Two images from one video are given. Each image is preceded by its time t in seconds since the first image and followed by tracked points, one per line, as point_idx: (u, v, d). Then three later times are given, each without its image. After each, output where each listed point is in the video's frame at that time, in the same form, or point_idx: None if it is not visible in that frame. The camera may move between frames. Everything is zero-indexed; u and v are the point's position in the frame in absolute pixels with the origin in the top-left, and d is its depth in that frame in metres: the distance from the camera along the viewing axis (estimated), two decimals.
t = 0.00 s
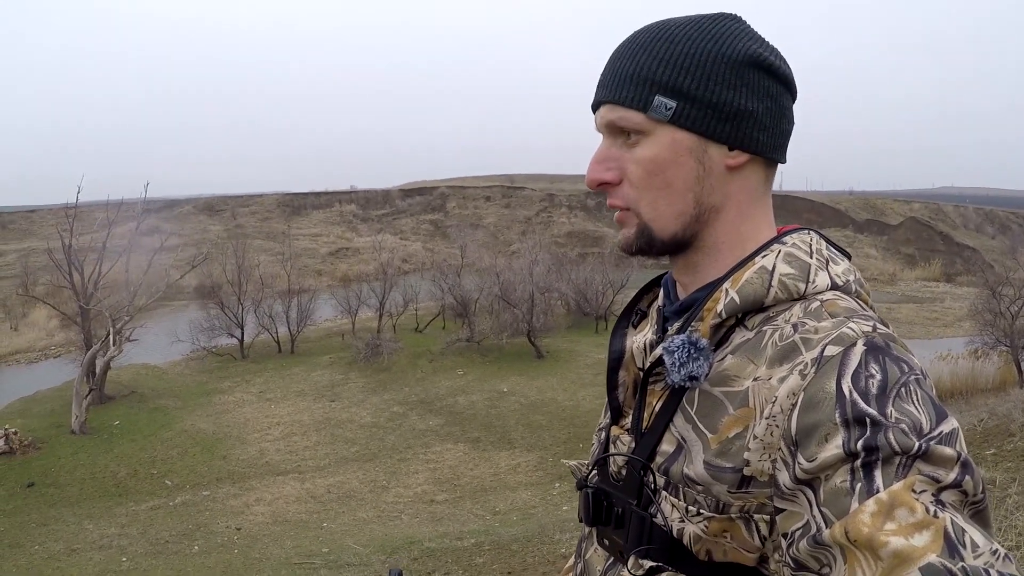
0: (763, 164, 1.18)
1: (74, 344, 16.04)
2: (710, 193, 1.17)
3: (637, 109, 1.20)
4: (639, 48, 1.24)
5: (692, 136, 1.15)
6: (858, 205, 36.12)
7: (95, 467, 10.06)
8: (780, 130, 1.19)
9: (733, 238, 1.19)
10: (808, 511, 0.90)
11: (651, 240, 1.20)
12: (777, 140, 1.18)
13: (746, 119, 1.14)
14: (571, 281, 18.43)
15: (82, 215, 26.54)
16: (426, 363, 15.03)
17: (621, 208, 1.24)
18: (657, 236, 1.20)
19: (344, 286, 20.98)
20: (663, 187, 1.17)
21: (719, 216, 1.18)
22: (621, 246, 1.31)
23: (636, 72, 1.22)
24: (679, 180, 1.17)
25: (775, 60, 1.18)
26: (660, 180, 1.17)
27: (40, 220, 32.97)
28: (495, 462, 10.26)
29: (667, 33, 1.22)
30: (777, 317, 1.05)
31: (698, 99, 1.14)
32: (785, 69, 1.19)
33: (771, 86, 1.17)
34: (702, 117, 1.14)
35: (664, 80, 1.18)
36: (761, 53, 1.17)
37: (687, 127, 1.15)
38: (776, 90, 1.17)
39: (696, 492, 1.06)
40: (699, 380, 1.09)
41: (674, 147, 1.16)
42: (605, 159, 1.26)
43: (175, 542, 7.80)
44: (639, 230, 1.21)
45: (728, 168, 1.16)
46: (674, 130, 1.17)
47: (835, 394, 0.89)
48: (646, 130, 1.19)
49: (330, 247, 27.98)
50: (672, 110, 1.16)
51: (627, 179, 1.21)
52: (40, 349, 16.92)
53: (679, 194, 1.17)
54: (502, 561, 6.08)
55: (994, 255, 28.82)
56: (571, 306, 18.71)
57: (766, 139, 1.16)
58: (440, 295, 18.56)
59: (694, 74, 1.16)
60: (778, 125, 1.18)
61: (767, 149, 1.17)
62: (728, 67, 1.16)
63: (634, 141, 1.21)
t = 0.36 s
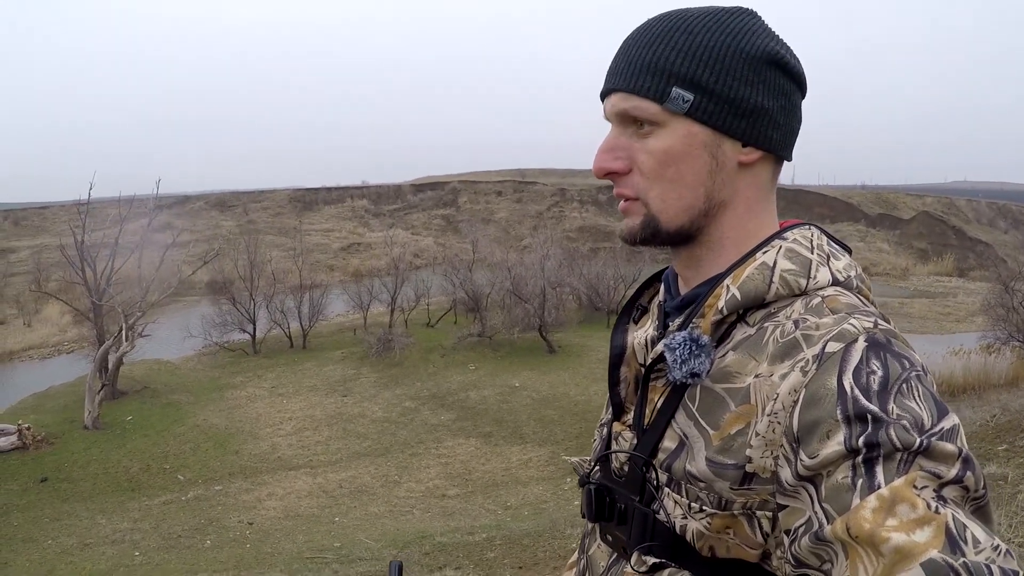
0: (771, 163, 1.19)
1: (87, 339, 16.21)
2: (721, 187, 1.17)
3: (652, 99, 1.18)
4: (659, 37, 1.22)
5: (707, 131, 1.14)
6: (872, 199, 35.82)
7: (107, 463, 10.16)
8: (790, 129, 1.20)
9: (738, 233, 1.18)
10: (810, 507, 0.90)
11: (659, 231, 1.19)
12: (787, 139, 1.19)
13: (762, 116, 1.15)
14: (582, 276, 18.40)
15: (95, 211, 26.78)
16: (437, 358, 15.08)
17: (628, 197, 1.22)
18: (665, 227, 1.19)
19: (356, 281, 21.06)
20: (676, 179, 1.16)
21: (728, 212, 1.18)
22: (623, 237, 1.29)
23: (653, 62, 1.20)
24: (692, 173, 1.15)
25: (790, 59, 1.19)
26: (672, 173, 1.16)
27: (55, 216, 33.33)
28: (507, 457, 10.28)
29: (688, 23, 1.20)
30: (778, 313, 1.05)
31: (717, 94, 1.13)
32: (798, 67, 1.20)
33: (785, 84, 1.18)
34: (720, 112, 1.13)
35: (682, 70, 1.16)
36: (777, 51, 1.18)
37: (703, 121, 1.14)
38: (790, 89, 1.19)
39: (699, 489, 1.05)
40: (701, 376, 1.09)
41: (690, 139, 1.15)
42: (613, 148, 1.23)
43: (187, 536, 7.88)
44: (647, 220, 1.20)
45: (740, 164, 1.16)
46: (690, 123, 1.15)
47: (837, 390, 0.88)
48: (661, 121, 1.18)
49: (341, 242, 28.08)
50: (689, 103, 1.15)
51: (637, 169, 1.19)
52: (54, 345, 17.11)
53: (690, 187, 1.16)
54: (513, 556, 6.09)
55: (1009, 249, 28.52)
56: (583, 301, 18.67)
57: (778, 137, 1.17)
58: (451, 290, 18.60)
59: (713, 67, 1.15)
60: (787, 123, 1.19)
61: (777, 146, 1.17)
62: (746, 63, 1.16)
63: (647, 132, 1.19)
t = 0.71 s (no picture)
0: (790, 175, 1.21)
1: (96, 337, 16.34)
2: (746, 199, 1.18)
3: (689, 109, 1.15)
4: (700, 36, 1.17)
5: (740, 145, 1.14)
6: (881, 193, 35.62)
7: (117, 459, 10.26)
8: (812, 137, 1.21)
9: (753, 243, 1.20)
10: (813, 500, 0.90)
11: (678, 235, 1.20)
12: (808, 149, 1.21)
13: (792, 134, 1.15)
14: (591, 271, 18.39)
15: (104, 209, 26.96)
16: (446, 353, 15.12)
17: (649, 199, 1.21)
18: (686, 233, 1.20)
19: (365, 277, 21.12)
20: (702, 192, 1.16)
21: (748, 222, 1.19)
22: (635, 232, 1.29)
23: (695, 67, 1.15)
24: (719, 186, 1.16)
25: (824, 71, 1.18)
26: (698, 185, 1.16)
27: (66, 214, 33.61)
28: (516, 452, 10.31)
29: (733, 24, 1.15)
30: (783, 308, 1.05)
31: (756, 111, 1.12)
32: (829, 81, 1.20)
33: (816, 98, 1.19)
34: (755, 130, 1.13)
35: (724, 80, 1.13)
36: (815, 64, 1.16)
37: (737, 136, 1.13)
38: (819, 102, 1.19)
39: (704, 483, 1.06)
40: (705, 372, 1.09)
41: (721, 153, 1.15)
42: (637, 148, 1.21)
43: (197, 533, 7.95)
44: (666, 224, 1.21)
45: (765, 178, 1.17)
46: (725, 135, 1.14)
47: (840, 384, 0.89)
48: (695, 130, 1.15)
49: (350, 238, 28.17)
50: (729, 119, 1.12)
51: (662, 174, 1.18)
52: (63, 342, 17.26)
53: (716, 200, 1.16)
54: (523, 551, 6.11)
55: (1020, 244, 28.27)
56: (591, 296, 18.65)
57: (802, 152, 1.19)
58: (459, 286, 18.63)
59: (756, 80, 1.13)
60: (811, 135, 1.20)
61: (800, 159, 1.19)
62: (788, 79, 1.14)
63: (676, 137, 1.17)
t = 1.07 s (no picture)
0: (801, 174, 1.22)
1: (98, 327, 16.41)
2: (765, 197, 1.18)
3: (713, 105, 1.14)
4: (720, 28, 1.17)
5: (761, 142, 1.14)
6: (885, 190, 35.52)
7: (118, 451, 10.31)
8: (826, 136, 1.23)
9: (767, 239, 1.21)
10: (827, 496, 0.91)
11: (694, 234, 1.20)
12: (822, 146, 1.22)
13: (811, 131, 1.17)
14: (594, 264, 18.39)
15: (107, 198, 26.98)
16: (449, 345, 15.15)
17: (665, 197, 1.21)
18: (702, 232, 1.19)
19: (368, 268, 21.15)
20: (723, 189, 1.15)
21: (763, 220, 1.19)
22: (645, 231, 1.29)
23: (717, 60, 1.14)
24: (738, 185, 1.16)
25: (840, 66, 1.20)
26: (718, 183, 1.15)
27: (69, 202, 33.67)
28: (517, 444, 10.35)
29: (756, 17, 1.15)
30: (796, 303, 1.06)
31: (779, 109, 1.13)
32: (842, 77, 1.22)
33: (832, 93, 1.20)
34: (777, 126, 1.13)
35: (748, 77, 1.13)
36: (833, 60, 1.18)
37: (759, 134, 1.14)
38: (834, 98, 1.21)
39: (718, 480, 1.07)
40: (718, 368, 1.10)
41: (741, 150, 1.14)
42: (652, 144, 1.21)
43: (199, 524, 8.00)
44: (681, 222, 1.20)
45: (783, 174, 1.18)
46: (746, 132, 1.14)
47: (853, 380, 0.90)
48: (715, 127, 1.15)
49: (353, 229, 28.18)
50: (752, 115, 1.12)
51: (680, 171, 1.18)
52: (65, 332, 17.33)
53: (734, 199, 1.16)
54: (524, 543, 6.15)
55: None
56: (594, 289, 18.66)
57: (818, 149, 1.20)
58: (462, 278, 18.65)
59: (777, 75, 1.14)
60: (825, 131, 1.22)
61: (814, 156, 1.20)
62: (809, 73, 1.15)
63: (694, 133, 1.17)
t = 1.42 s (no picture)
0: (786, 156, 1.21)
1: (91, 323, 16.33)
2: (750, 173, 1.17)
3: (691, 77, 1.16)
4: (696, 9, 1.21)
5: (739, 114, 1.14)
6: (877, 185, 35.67)
7: (112, 447, 10.28)
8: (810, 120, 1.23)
9: (758, 223, 1.20)
10: (828, 490, 0.91)
11: (683, 213, 1.19)
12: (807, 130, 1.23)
13: (792, 105, 1.17)
14: (588, 258, 18.42)
15: (99, 193, 26.80)
16: (443, 339, 15.16)
17: (652, 177, 1.21)
18: (691, 209, 1.18)
19: (361, 262, 21.11)
20: (706, 162, 1.15)
21: (750, 198, 1.18)
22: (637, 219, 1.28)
23: (692, 35, 1.17)
24: (722, 156, 1.15)
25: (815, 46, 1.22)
26: (700, 155, 1.15)
27: (60, 196, 33.46)
28: (512, 438, 10.36)
29: None
30: (794, 298, 1.06)
31: (756, 79, 1.14)
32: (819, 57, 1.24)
33: (810, 72, 1.22)
34: (755, 97, 1.14)
35: (722, 50, 1.15)
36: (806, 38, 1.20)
37: (738, 104, 1.14)
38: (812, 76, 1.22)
39: (718, 475, 1.07)
40: (717, 362, 1.10)
41: (723, 122, 1.15)
42: (637, 123, 1.22)
43: (193, 520, 7.99)
44: (670, 201, 1.19)
45: (768, 150, 1.18)
46: (726, 104, 1.15)
47: (852, 374, 0.90)
48: (695, 101, 1.16)
49: (347, 224, 28.10)
50: (728, 85, 1.14)
51: (663, 147, 1.18)
52: (57, 328, 17.23)
53: (719, 171, 1.16)
54: (520, 537, 6.17)
55: (1015, 237, 28.38)
56: (588, 283, 18.68)
57: (803, 128, 1.20)
58: (456, 272, 18.64)
59: (752, 48, 1.16)
60: (810, 110, 1.22)
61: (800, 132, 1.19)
62: (784, 48, 1.18)
63: (677, 109, 1.18)
